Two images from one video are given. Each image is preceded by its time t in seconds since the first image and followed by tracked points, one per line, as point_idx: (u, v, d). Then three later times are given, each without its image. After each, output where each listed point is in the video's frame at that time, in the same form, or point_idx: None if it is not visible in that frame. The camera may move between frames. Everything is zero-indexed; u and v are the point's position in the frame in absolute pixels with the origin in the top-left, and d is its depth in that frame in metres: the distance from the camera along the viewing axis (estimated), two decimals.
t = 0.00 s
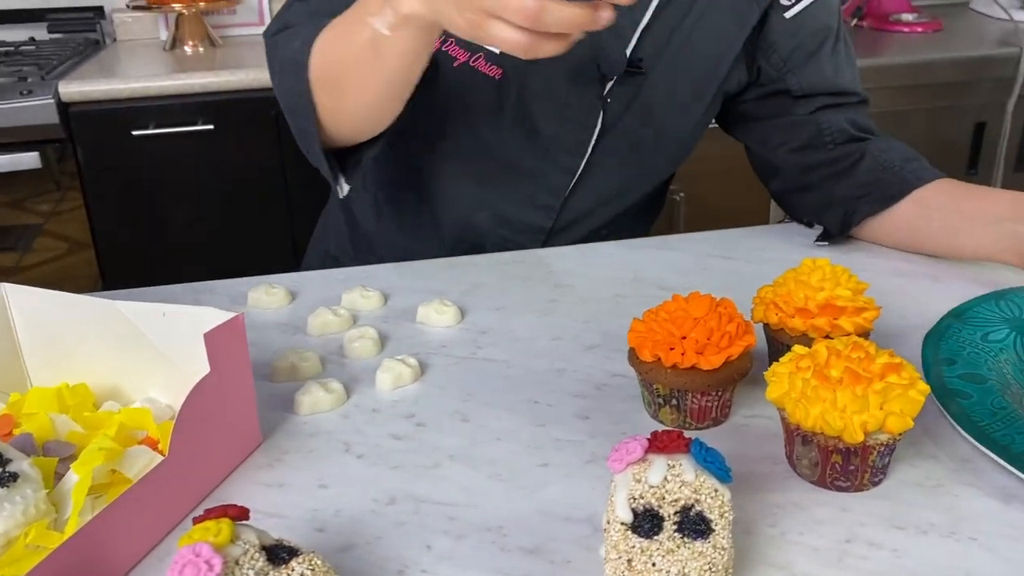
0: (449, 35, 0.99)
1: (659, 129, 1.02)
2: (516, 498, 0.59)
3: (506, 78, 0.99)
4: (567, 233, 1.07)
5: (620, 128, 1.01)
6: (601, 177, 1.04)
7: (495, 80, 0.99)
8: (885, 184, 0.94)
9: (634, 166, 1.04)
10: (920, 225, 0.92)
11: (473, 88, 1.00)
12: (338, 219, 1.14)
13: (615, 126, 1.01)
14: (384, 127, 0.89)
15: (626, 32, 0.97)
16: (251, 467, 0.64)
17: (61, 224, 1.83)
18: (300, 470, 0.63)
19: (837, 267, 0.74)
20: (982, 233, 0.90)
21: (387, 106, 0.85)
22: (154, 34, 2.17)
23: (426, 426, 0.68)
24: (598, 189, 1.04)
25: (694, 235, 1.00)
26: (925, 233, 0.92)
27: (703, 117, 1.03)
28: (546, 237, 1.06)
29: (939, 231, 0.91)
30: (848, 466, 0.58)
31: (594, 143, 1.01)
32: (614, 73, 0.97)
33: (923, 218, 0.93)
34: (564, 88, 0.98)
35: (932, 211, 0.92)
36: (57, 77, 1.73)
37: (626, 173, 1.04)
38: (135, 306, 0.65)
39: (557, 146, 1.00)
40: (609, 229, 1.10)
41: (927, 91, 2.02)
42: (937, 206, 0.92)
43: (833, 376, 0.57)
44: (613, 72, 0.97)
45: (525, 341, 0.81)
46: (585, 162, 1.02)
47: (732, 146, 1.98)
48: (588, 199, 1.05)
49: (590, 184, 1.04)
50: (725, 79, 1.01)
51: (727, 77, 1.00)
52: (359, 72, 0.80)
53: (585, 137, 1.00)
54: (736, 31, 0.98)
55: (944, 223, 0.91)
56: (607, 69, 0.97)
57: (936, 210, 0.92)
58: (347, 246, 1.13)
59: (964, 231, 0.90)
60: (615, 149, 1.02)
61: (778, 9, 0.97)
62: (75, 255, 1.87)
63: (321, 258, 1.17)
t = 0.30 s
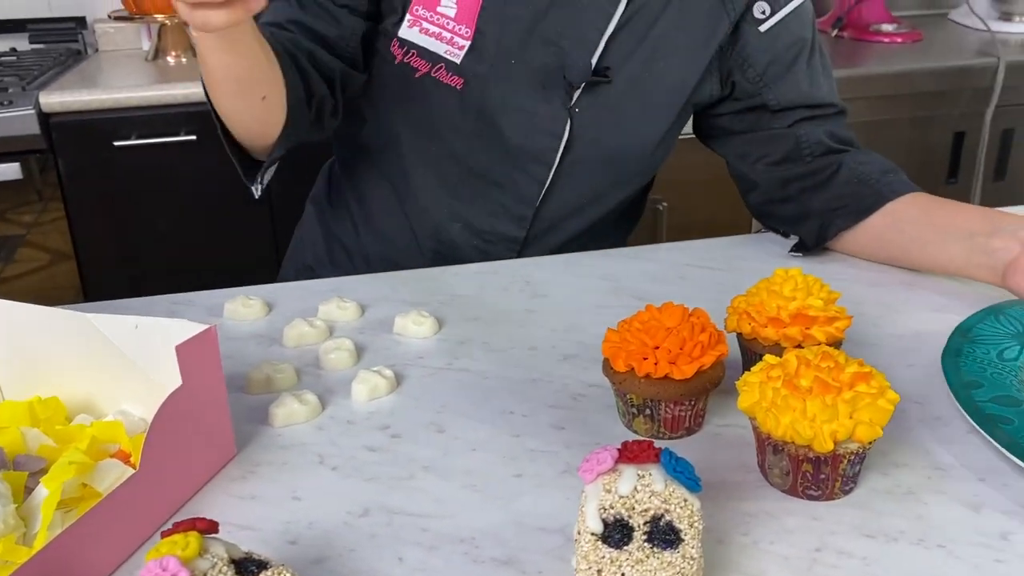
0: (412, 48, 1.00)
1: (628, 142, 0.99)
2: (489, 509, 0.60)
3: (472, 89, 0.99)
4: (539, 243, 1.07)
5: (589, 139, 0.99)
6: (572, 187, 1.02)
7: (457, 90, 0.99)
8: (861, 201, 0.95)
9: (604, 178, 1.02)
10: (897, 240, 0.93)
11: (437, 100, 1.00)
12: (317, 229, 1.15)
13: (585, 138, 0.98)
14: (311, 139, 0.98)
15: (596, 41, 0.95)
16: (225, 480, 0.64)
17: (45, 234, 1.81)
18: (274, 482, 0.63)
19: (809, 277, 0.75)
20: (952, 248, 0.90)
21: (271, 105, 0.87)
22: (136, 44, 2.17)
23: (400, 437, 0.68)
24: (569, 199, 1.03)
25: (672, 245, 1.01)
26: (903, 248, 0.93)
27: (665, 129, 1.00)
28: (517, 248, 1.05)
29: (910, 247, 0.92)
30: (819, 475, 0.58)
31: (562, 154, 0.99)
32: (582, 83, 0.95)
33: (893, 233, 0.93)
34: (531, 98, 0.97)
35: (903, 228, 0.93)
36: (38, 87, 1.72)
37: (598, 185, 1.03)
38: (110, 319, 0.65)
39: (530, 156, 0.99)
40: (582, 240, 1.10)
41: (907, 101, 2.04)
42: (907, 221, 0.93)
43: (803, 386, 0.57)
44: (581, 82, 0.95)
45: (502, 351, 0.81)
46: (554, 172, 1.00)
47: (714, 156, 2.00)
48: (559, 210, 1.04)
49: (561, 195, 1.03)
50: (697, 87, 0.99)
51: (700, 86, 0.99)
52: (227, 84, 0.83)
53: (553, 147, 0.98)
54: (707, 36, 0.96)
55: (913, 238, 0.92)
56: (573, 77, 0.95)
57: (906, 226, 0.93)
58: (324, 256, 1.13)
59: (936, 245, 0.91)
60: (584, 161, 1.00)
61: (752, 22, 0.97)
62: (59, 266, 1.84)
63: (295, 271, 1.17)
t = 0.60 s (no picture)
0: (383, 63, 1.01)
1: (603, 148, 1.00)
2: (477, 521, 0.60)
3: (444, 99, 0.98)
4: (523, 254, 1.06)
5: (566, 146, 0.98)
6: (552, 194, 1.02)
7: (431, 101, 0.99)
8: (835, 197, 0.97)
9: (584, 186, 1.03)
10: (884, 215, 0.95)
11: (410, 114, 1.00)
12: (306, 242, 1.15)
13: (563, 145, 0.98)
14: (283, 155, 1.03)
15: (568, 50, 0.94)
16: (214, 492, 0.64)
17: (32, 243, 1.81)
18: (264, 495, 0.63)
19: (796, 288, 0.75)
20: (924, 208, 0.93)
21: (226, 128, 0.89)
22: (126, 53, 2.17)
23: (390, 449, 0.68)
24: (551, 208, 1.03)
25: (661, 255, 1.01)
26: (890, 224, 0.95)
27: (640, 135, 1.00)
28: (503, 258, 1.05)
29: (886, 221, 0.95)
30: (805, 486, 0.58)
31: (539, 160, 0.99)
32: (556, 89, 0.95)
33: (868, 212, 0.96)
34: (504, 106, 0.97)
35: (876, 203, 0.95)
36: (28, 97, 1.72)
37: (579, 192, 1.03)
38: (100, 332, 0.65)
39: (509, 167, 0.98)
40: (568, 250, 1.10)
41: (895, 111, 2.05)
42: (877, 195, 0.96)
43: (789, 398, 0.58)
44: (553, 89, 0.95)
45: (491, 363, 0.81)
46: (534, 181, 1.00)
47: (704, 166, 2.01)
48: (541, 219, 1.03)
49: (544, 204, 1.02)
50: (675, 99, 1.00)
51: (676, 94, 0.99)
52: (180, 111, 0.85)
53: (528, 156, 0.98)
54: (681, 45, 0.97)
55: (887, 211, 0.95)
56: (546, 84, 0.94)
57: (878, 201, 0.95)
58: (312, 269, 1.14)
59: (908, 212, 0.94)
60: (564, 169, 1.00)
61: (729, 39, 0.98)
62: (48, 274, 1.84)
63: (281, 283, 1.17)
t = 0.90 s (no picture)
0: (353, 71, 1.01)
1: (576, 133, 1.01)
2: (480, 533, 0.60)
3: (415, 100, 0.98)
4: (510, 252, 1.06)
5: (539, 132, 0.99)
6: (533, 181, 1.02)
7: (403, 102, 0.99)
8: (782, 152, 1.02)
9: (562, 178, 1.04)
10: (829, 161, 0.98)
11: (385, 117, 1.00)
12: (301, 255, 1.15)
13: (538, 132, 0.99)
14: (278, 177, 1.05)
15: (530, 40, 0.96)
16: (216, 504, 0.64)
17: (31, 251, 1.79)
18: (267, 506, 0.63)
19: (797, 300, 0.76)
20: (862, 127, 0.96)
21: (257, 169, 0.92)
22: (127, 62, 2.18)
23: (392, 460, 0.68)
24: (534, 203, 1.03)
25: (661, 266, 1.02)
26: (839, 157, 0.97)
27: (609, 117, 1.02)
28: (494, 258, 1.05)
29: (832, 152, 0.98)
30: (807, 498, 0.58)
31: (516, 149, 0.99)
32: (523, 76, 0.97)
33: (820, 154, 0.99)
34: (476, 99, 0.97)
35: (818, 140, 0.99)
36: (29, 105, 1.72)
37: (562, 183, 1.04)
38: (104, 342, 0.65)
39: (487, 158, 0.99)
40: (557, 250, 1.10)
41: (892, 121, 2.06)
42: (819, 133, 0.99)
43: (791, 411, 0.58)
44: (523, 76, 0.97)
45: (493, 373, 0.81)
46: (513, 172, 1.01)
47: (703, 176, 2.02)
48: (526, 212, 1.04)
49: (525, 199, 1.03)
50: (649, 77, 1.03)
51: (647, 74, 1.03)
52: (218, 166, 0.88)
53: (503, 146, 0.99)
54: (639, 27, 1.00)
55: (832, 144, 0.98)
56: (515, 72, 0.96)
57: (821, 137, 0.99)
58: (309, 280, 1.14)
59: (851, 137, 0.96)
60: (542, 156, 1.00)
61: (694, 18, 1.03)
62: (47, 282, 1.83)
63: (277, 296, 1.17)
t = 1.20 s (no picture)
0: (327, 78, 1.04)
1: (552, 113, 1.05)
2: (495, 541, 0.60)
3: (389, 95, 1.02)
4: (507, 233, 1.09)
5: (515, 113, 1.03)
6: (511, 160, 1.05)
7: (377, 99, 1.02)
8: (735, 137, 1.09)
9: (543, 164, 1.08)
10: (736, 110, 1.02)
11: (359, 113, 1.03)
12: (288, 268, 1.15)
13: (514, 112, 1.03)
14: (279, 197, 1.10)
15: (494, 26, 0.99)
16: (233, 510, 0.64)
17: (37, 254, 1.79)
18: (283, 513, 0.64)
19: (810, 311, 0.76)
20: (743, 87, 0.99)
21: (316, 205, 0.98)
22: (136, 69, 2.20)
23: (406, 468, 0.69)
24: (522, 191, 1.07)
25: (672, 275, 1.02)
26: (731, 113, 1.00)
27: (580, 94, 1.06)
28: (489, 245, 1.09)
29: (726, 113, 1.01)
30: (821, 509, 0.59)
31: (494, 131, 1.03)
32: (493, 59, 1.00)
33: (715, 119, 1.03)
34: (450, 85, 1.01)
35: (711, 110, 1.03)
36: (39, 110, 1.74)
37: (543, 170, 1.08)
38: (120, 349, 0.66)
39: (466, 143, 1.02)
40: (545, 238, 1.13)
41: (897, 130, 2.07)
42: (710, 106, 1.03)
43: (807, 421, 0.58)
44: (492, 60, 1.00)
45: (506, 381, 0.82)
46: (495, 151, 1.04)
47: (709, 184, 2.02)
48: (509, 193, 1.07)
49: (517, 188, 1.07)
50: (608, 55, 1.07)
51: (609, 51, 1.06)
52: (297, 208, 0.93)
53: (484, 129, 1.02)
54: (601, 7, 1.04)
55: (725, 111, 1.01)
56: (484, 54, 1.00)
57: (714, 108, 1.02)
58: (300, 288, 1.14)
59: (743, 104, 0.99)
60: (518, 138, 1.04)
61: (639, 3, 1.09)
62: (53, 285, 1.82)
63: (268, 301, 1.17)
